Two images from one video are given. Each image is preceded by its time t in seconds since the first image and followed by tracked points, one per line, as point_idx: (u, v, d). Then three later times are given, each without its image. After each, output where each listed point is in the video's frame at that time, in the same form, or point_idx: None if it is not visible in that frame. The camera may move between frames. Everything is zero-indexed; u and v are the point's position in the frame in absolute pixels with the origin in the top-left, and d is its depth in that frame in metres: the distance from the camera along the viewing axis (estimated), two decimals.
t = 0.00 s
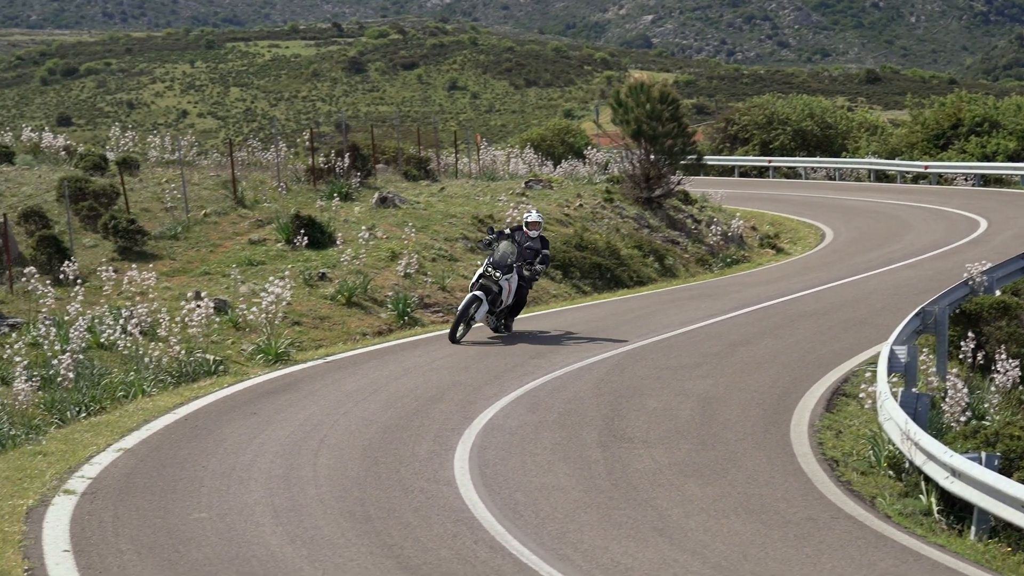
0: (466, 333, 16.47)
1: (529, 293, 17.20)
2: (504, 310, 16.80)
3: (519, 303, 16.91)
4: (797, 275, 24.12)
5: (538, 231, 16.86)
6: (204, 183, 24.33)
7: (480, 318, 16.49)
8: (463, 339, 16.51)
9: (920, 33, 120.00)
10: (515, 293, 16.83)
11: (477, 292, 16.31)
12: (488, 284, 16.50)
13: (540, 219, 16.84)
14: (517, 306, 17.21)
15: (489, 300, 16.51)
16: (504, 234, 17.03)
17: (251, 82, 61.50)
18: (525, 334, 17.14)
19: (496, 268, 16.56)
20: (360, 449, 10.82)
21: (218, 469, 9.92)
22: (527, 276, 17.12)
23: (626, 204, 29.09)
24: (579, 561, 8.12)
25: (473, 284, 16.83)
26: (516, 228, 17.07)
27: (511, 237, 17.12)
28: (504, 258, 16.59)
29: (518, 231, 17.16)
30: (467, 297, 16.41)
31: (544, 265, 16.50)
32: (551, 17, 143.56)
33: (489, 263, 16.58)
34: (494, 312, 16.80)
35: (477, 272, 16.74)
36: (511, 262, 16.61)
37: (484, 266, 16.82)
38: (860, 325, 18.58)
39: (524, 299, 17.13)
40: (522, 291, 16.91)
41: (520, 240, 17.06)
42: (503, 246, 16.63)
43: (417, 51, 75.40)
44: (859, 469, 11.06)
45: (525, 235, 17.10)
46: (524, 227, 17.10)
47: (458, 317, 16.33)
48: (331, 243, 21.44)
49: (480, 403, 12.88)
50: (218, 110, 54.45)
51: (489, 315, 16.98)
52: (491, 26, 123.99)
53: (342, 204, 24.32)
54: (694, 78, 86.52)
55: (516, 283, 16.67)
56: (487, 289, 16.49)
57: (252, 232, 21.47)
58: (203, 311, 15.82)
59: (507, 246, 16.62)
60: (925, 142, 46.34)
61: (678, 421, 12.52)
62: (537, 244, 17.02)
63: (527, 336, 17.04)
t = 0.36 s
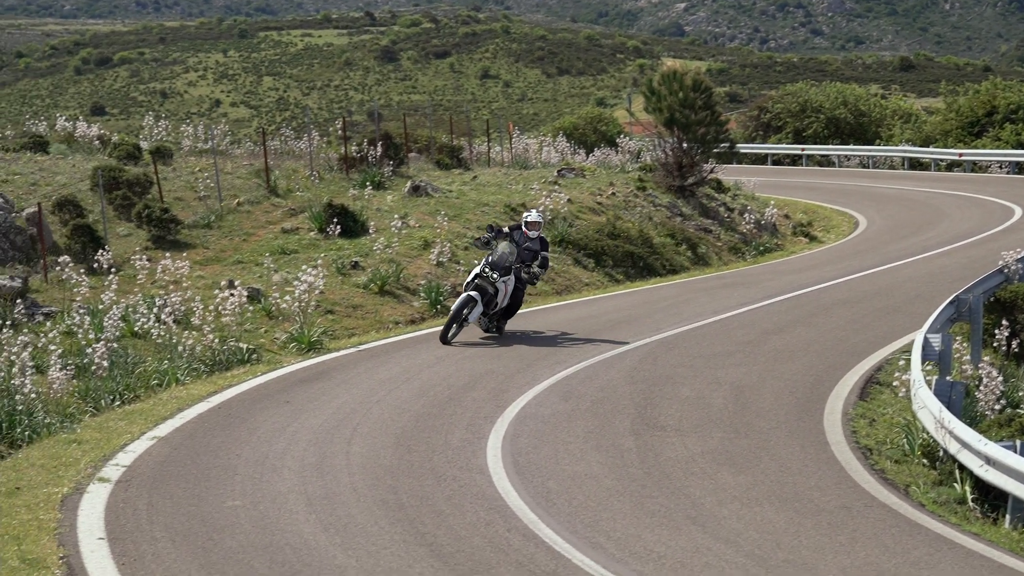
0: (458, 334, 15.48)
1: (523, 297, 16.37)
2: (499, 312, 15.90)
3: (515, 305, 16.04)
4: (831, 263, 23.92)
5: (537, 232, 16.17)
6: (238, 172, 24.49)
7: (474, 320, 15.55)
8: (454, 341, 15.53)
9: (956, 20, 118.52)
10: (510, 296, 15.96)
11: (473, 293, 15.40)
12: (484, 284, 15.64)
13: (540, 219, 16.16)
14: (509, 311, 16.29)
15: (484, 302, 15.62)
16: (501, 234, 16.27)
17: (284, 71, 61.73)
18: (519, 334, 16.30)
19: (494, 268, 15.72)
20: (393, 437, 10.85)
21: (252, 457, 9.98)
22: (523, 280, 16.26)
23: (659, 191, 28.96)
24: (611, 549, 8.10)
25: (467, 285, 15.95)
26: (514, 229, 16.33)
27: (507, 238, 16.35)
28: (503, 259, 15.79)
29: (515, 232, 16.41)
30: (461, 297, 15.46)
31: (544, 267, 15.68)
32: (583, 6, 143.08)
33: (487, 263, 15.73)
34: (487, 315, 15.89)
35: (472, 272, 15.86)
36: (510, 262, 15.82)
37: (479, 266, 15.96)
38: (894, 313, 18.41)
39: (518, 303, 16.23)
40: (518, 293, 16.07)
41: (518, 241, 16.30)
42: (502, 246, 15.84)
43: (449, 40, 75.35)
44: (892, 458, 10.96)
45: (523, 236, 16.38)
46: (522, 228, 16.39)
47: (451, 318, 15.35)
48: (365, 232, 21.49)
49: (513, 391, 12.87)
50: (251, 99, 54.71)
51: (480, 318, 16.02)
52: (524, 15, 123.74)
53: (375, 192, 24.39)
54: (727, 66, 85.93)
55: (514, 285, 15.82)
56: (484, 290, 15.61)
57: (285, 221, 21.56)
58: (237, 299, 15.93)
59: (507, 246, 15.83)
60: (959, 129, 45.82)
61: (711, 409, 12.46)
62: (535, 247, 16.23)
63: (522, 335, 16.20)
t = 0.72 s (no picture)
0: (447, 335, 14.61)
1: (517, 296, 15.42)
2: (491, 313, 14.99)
3: (508, 305, 15.12)
4: (861, 249, 23.75)
5: (533, 230, 15.09)
6: (267, 159, 24.58)
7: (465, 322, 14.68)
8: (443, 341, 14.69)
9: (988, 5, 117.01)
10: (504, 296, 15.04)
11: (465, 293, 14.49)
12: (477, 284, 14.67)
13: (538, 218, 15.08)
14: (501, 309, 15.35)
15: (476, 303, 14.70)
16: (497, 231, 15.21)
17: (313, 58, 61.84)
18: (511, 334, 15.42)
19: (489, 267, 14.73)
20: (421, 423, 10.86)
21: (281, 443, 10.03)
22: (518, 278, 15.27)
23: (688, 178, 28.82)
24: (641, 536, 8.07)
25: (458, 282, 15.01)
26: (511, 225, 15.28)
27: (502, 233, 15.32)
28: (499, 258, 14.78)
29: (512, 228, 15.34)
30: (452, 296, 14.58)
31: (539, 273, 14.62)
32: None
33: (481, 262, 14.75)
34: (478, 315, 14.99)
35: (465, 270, 14.90)
36: (506, 263, 14.81)
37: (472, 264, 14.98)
38: (925, 299, 18.26)
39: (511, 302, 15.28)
40: (512, 294, 15.11)
41: (514, 238, 15.26)
42: (499, 245, 14.83)
43: (477, 27, 75.20)
44: (922, 444, 10.88)
45: (520, 233, 15.32)
46: (519, 224, 15.29)
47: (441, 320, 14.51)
48: (394, 218, 21.52)
49: (542, 378, 12.87)
50: (280, 86, 54.84)
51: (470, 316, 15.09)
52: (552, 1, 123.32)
53: (403, 178, 24.41)
54: (756, 52, 85.31)
55: (508, 285, 14.89)
56: (477, 290, 14.66)
57: (314, 208, 21.62)
58: (265, 286, 15.99)
59: (503, 245, 14.80)
60: (990, 115, 45.36)
61: (740, 395, 12.40)
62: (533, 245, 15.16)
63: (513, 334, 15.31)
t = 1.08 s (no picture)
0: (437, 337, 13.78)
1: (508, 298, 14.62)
2: (483, 315, 14.18)
3: (500, 307, 14.30)
4: (888, 236, 23.57)
5: (530, 230, 14.27)
6: (293, 146, 24.64)
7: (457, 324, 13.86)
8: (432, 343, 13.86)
9: None
10: (497, 297, 14.23)
11: (458, 293, 13.67)
12: (471, 284, 13.86)
13: (536, 217, 14.25)
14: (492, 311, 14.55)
15: (469, 304, 13.88)
16: (491, 229, 14.38)
17: (339, 45, 61.90)
18: (501, 335, 14.53)
19: (483, 268, 13.94)
20: (447, 410, 10.87)
21: (307, 429, 10.06)
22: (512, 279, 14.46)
23: (714, 164, 28.66)
24: (666, 523, 8.04)
25: (449, 281, 14.19)
26: (506, 224, 14.43)
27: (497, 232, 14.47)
28: (494, 259, 13.98)
29: (506, 228, 14.51)
30: (444, 296, 13.73)
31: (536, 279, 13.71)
32: None
33: (476, 261, 13.95)
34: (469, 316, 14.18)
35: (458, 270, 14.10)
36: (502, 263, 14.02)
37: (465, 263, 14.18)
38: (953, 286, 18.09)
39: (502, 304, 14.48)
40: (505, 295, 14.31)
41: (510, 238, 14.41)
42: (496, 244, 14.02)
43: (503, 13, 75.01)
44: (949, 432, 10.77)
45: (515, 232, 14.46)
46: (514, 224, 14.46)
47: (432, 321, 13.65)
48: (419, 205, 21.50)
49: (567, 365, 12.84)
50: (306, 73, 54.93)
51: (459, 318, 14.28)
52: None
53: (429, 165, 24.40)
54: (783, 39, 84.69)
55: (502, 287, 14.09)
56: (470, 291, 13.84)
57: (340, 195, 21.66)
58: (291, 273, 16.03)
59: (499, 244, 14.01)
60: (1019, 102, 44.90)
61: (767, 382, 12.34)
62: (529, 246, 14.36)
63: (504, 336, 14.44)
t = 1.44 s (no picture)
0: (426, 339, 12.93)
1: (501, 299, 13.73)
2: (475, 317, 13.31)
3: (493, 308, 13.45)
4: (911, 223, 23.40)
5: (526, 229, 13.27)
6: (315, 132, 24.68)
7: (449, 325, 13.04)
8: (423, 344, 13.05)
9: None
10: (490, 298, 13.37)
11: (452, 293, 12.82)
12: (464, 284, 13.01)
13: (531, 215, 13.25)
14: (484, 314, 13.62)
15: (462, 305, 13.04)
16: (485, 227, 13.37)
17: (360, 32, 61.90)
18: (491, 336, 13.65)
19: (478, 267, 13.04)
20: (468, 396, 10.87)
21: (329, 415, 10.10)
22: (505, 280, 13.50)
23: (736, 151, 28.51)
24: (688, 509, 8.02)
25: (440, 279, 13.31)
26: (501, 222, 13.41)
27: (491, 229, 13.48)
28: (490, 259, 13.04)
29: (500, 226, 13.43)
30: (436, 297, 12.86)
31: (523, 288, 12.80)
32: None
33: (470, 260, 13.05)
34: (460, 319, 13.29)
35: (451, 268, 13.20)
36: (497, 263, 13.10)
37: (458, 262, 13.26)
38: (976, 272, 17.95)
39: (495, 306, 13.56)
40: (499, 296, 13.42)
41: (504, 237, 13.38)
42: (492, 243, 13.09)
43: None
44: (972, 418, 10.69)
45: (510, 231, 13.40)
46: (509, 222, 13.40)
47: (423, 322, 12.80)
48: (441, 192, 21.48)
49: (589, 351, 12.82)
50: (328, 60, 54.97)
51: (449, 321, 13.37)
52: None
53: (451, 152, 24.38)
54: (806, 25, 84.09)
55: (497, 288, 13.22)
56: (463, 291, 13.00)
57: (362, 181, 21.68)
58: (313, 260, 16.07)
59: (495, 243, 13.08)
60: None
61: (789, 369, 12.30)
62: (524, 246, 13.35)
63: (494, 337, 13.56)
